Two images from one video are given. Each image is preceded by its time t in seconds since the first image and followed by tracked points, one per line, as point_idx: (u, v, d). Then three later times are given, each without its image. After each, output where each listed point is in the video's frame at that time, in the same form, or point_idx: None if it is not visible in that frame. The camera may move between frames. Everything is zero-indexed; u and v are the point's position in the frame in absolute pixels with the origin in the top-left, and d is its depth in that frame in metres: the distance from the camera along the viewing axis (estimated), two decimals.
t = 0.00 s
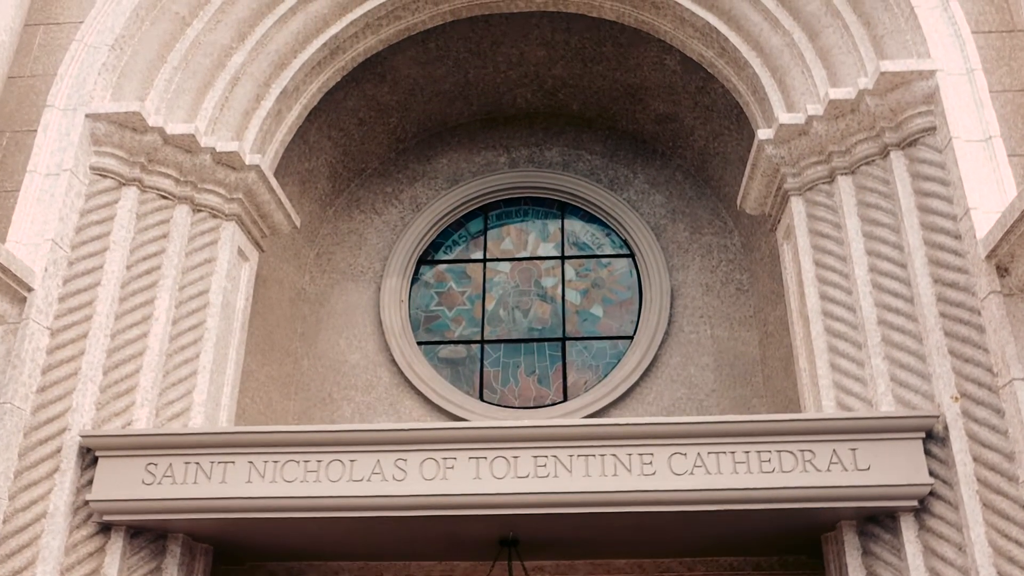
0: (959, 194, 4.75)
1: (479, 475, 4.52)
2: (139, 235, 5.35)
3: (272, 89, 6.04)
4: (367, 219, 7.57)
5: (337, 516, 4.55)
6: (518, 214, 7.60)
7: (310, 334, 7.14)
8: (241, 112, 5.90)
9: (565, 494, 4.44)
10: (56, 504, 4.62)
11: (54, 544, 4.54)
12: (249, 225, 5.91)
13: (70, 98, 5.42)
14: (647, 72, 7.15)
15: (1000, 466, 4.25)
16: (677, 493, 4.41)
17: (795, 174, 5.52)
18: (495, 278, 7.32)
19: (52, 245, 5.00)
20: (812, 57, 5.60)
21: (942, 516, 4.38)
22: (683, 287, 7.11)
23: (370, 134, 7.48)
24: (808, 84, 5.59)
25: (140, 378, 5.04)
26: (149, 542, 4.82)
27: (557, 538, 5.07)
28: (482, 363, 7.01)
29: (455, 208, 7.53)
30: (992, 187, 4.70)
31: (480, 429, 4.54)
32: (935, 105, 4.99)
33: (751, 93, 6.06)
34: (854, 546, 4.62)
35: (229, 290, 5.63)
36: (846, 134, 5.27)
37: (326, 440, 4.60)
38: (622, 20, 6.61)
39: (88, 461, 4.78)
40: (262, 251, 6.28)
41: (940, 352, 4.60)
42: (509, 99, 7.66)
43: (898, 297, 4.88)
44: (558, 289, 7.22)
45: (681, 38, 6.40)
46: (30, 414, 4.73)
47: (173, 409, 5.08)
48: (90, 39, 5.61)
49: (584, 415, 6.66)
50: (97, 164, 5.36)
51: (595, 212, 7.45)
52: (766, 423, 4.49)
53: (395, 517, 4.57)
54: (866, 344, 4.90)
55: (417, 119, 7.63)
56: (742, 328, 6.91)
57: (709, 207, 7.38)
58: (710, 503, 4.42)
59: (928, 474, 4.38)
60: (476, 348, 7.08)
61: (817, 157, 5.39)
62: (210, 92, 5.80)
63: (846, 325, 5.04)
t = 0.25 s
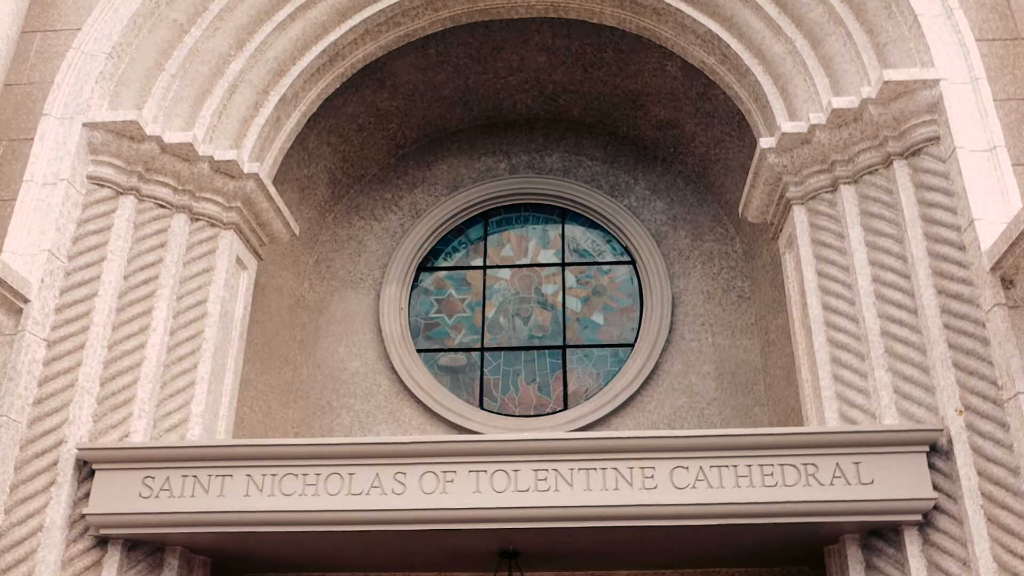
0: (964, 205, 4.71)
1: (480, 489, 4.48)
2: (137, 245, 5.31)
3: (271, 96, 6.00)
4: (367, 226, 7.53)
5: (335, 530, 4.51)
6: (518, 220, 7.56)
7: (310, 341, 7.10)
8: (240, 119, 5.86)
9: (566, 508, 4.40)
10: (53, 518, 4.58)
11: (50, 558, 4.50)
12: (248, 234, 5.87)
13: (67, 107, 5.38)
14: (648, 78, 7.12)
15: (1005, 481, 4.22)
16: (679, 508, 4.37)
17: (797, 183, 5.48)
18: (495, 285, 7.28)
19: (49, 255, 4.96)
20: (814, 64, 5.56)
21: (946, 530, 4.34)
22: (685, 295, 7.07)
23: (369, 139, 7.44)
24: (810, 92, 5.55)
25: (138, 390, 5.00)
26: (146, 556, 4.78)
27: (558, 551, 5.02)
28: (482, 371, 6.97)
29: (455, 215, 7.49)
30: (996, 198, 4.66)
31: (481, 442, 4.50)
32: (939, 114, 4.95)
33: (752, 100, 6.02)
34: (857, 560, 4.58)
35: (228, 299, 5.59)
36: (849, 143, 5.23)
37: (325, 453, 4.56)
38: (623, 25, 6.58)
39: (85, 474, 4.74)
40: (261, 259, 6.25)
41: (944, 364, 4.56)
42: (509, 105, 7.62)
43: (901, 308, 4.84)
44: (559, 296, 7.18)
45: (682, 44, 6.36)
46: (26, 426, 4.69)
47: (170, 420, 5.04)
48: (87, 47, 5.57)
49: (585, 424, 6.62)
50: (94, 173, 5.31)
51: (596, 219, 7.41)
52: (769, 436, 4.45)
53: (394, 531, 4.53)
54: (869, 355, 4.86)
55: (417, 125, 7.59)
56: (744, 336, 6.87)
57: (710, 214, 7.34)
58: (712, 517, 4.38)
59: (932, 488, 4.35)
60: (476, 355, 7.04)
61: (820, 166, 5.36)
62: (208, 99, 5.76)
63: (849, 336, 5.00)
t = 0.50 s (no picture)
0: (968, 216, 4.67)
1: (480, 503, 4.44)
2: (134, 255, 5.27)
3: (270, 104, 5.96)
4: (366, 233, 7.49)
5: (334, 545, 4.47)
6: (518, 227, 7.51)
7: (309, 349, 7.06)
8: (238, 128, 5.82)
9: (567, 523, 4.36)
10: (49, 532, 4.54)
11: (47, 574, 4.46)
12: (246, 243, 5.83)
13: (64, 116, 5.33)
14: (649, 84, 7.08)
15: (1010, 497, 4.18)
16: (680, 523, 4.33)
17: (799, 193, 5.44)
18: (495, 293, 7.24)
19: (45, 267, 4.92)
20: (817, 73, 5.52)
21: (951, 546, 4.30)
22: (686, 303, 7.03)
23: (368, 146, 7.40)
24: (813, 101, 5.50)
25: (135, 402, 4.97)
26: (143, 570, 4.74)
27: (558, 565, 4.92)
28: (482, 380, 6.93)
29: (455, 222, 7.45)
30: (1001, 209, 4.62)
31: (481, 457, 4.47)
32: (943, 124, 4.91)
33: (754, 108, 5.98)
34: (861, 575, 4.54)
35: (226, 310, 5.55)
36: (852, 153, 5.19)
37: (324, 467, 4.53)
38: (624, 32, 6.55)
39: (81, 488, 4.71)
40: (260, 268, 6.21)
41: (947, 378, 4.52)
42: (509, 111, 7.58)
43: (905, 320, 4.80)
44: (559, 303, 7.14)
45: (683, 51, 6.32)
46: (22, 440, 4.66)
47: (167, 433, 5.01)
48: (84, 55, 5.51)
49: (585, 433, 6.58)
50: (91, 183, 5.27)
51: (596, 226, 7.37)
52: (771, 450, 4.42)
53: (393, 547, 4.49)
54: (872, 368, 4.82)
55: (417, 131, 7.55)
56: (745, 344, 6.83)
57: (712, 221, 7.30)
58: (714, 533, 4.34)
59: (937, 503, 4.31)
60: (476, 364, 7.00)
61: (822, 175, 5.31)
62: (206, 107, 5.71)
63: (852, 348, 4.96)
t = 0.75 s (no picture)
0: (973, 228, 4.63)
1: (479, 519, 4.40)
2: (131, 266, 5.23)
3: (268, 112, 5.92)
4: (365, 240, 7.45)
5: (333, 561, 4.43)
6: (518, 234, 7.47)
7: (308, 358, 7.01)
8: (236, 136, 5.78)
9: (568, 539, 4.32)
10: (45, 547, 4.50)
11: None
12: (244, 252, 5.79)
13: (61, 125, 5.28)
14: (650, 91, 7.04)
15: (1016, 513, 4.14)
16: (683, 539, 4.28)
17: (802, 203, 5.39)
18: (495, 300, 7.20)
19: (41, 279, 4.87)
20: (819, 81, 5.48)
21: (956, 561, 4.26)
22: (687, 310, 6.99)
23: (368, 152, 7.35)
24: (816, 110, 5.46)
25: (133, 415, 4.93)
26: None
27: None
28: (482, 389, 6.89)
29: (455, 229, 7.41)
30: (1006, 220, 4.58)
31: (481, 471, 4.43)
32: (947, 134, 4.87)
33: (756, 116, 5.94)
34: None
35: (224, 320, 5.52)
36: (855, 162, 5.15)
37: (323, 481, 4.49)
38: (625, 39, 6.51)
39: (78, 502, 4.67)
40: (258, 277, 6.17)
41: (952, 391, 4.48)
42: (510, 117, 7.54)
43: (909, 332, 4.76)
44: (560, 311, 7.10)
45: (685, 58, 6.28)
46: (18, 454, 4.62)
47: (165, 445, 4.98)
48: (81, 64, 5.47)
49: (586, 442, 6.54)
50: (88, 194, 5.22)
51: (597, 233, 7.33)
52: (774, 465, 4.38)
53: (393, 563, 4.44)
54: (876, 380, 4.78)
55: (416, 137, 7.51)
56: (747, 352, 6.79)
57: (713, 228, 7.25)
58: (716, 548, 4.30)
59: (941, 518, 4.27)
60: (476, 372, 6.96)
61: (825, 185, 5.27)
62: (204, 116, 5.67)
63: (855, 360, 4.92)
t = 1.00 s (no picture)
0: (978, 240, 4.58)
1: (480, 534, 4.36)
2: (129, 277, 5.19)
3: (267, 120, 5.88)
4: (365, 247, 7.40)
5: None
6: (519, 241, 7.42)
7: (307, 366, 6.97)
8: (235, 145, 5.74)
9: (570, 555, 4.27)
10: (42, 562, 4.47)
11: None
12: (243, 261, 5.75)
13: (58, 135, 5.23)
14: (652, 97, 6.99)
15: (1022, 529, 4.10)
16: (686, 555, 4.24)
17: (805, 212, 5.35)
18: (496, 308, 7.16)
19: (38, 291, 4.83)
20: (823, 89, 5.44)
21: None
22: (689, 318, 6.94)
23: (367, 159, 7.31)
24: (819, 118, 5.42)
25: (130, 427, 4.90)
26: None
27: None
28: (483, 397, 6.85)
29: (455, 236, 7.36)
30: (1011, 232, 4.54)
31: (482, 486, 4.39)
32: (952, 145, 4.83)
33: (759, 124, 5.89)
34: None
35: (222, 331, 5.48)
36: (859, 172, 5.10)
37: (322, 496, 4.45)
38: (627, 46, 6.46)
39: (75, 516, 4.64)
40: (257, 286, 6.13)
41: (958, 405, 4.44)
42: (510, 123, 7.49)
43: (913, 344, 4.72)
44: (561, 319, 7.06)
45: (687, 65, 6.23)
46: (15, 468, 4.58)
47: (162, 458, 4.95)
48: (78, 73, 5.41)
49: (588, 452, 6.50)
50: (85, 204, 5.17)
51: (598, 240, 7.28)
52: (778, 480, 4.35)
53: None
54: (880, 393, 4.74)
55: (416, 144, 7.47)
56: (749, 361, 6.75)
57: (715, 235, 7.21)
58: (720, 565, 4.26)
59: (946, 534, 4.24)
60: (477, 381, 6.91)
61: (829, 195, 5.23)
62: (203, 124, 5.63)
63: (860, 372, 4.88)
